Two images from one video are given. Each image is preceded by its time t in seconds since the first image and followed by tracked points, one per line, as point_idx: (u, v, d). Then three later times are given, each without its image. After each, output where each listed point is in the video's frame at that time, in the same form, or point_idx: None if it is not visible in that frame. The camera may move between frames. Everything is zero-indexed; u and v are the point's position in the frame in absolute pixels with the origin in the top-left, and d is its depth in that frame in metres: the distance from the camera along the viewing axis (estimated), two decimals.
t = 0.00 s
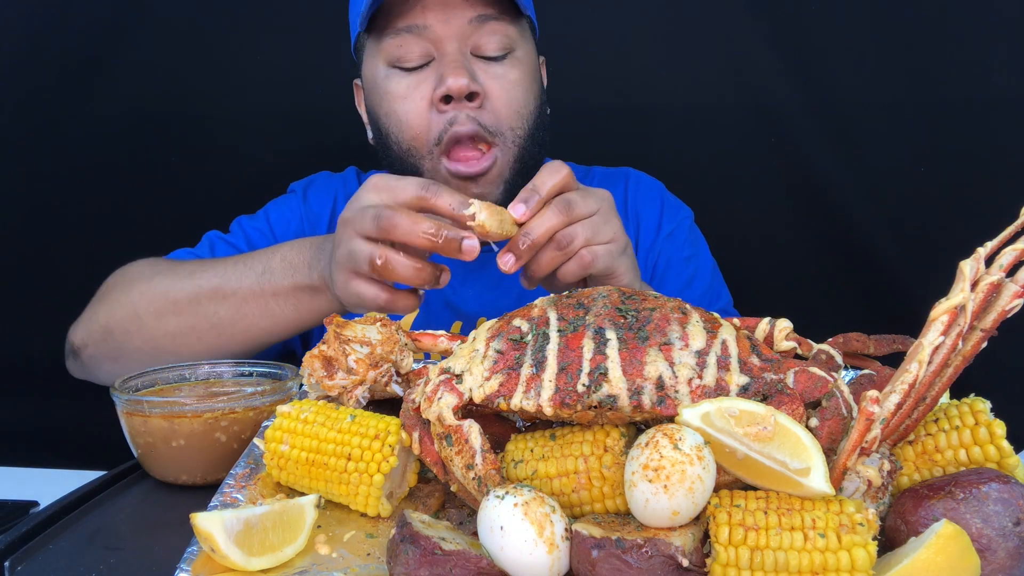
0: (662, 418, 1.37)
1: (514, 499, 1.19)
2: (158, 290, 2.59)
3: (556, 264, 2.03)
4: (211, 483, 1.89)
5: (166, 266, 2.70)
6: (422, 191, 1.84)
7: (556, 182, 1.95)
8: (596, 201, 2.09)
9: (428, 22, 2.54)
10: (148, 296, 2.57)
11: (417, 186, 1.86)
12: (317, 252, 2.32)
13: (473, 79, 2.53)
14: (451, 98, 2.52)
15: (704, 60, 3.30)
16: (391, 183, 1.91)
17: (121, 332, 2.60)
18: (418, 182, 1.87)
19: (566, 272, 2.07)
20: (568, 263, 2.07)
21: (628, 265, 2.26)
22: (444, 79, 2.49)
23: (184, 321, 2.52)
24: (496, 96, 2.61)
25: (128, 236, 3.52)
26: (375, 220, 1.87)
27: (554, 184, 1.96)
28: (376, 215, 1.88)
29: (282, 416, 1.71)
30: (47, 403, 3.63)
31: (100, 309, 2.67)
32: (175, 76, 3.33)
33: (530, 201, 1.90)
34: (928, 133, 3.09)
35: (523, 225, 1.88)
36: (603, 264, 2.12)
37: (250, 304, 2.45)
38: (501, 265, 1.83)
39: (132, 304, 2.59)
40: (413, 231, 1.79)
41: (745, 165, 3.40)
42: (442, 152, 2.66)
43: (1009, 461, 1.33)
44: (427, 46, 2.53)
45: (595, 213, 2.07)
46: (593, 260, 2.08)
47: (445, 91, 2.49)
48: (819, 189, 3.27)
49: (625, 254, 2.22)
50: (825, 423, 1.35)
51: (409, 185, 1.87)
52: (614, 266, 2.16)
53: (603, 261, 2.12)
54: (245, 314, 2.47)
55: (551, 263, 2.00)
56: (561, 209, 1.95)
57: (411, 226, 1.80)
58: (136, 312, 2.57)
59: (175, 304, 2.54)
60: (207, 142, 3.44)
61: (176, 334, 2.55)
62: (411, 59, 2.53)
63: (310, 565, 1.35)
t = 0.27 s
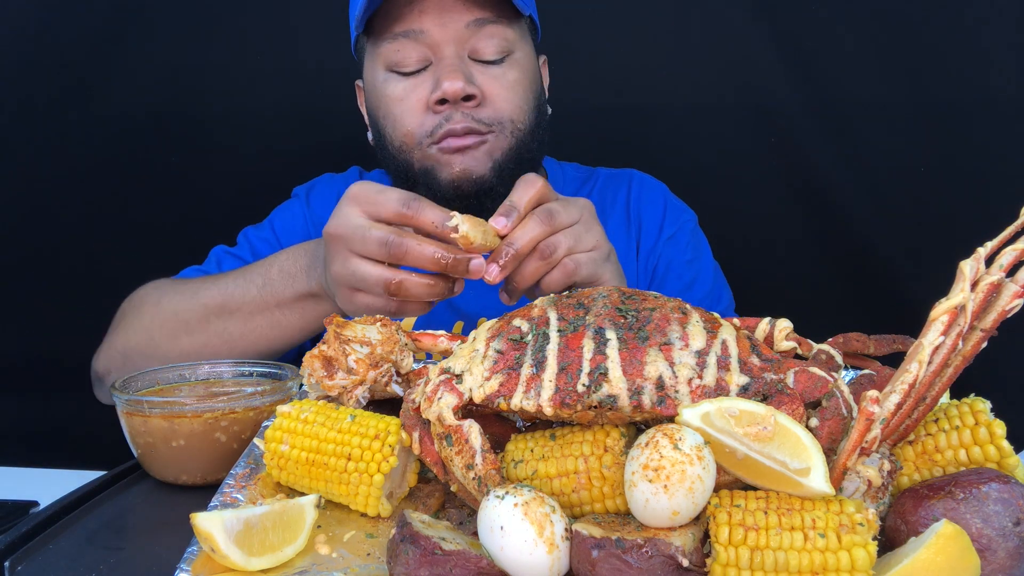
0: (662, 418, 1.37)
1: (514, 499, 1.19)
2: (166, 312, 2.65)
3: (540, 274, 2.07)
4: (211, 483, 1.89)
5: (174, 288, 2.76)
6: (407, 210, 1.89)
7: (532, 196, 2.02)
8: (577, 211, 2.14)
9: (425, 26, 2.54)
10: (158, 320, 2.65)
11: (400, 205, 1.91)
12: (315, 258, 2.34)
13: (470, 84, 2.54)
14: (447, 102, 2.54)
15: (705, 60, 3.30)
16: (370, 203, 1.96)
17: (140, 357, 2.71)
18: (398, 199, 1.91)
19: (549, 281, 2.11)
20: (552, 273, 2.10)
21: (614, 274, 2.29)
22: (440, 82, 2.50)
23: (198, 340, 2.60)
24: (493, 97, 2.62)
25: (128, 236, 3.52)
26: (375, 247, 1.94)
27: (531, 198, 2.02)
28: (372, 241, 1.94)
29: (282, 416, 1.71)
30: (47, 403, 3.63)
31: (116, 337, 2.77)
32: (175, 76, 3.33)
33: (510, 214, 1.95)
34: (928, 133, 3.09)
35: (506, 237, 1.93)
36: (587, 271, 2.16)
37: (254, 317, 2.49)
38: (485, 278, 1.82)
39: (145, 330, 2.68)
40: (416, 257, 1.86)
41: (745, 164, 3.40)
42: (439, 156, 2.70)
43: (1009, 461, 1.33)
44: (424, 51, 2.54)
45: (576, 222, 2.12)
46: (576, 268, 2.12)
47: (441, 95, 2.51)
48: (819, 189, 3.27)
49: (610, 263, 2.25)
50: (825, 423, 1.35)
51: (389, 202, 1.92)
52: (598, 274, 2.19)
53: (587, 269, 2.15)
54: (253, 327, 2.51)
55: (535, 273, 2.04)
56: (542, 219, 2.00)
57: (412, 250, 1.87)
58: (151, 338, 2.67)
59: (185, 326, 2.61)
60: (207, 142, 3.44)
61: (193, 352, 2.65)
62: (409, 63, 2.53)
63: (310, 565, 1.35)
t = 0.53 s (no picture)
0: (662, 418, 1.37)
1: (514, 499, 1.19)
2: (192, 347, 2.80)
3: (532, 271, 2.07)
4: (211, 483, 1.89)
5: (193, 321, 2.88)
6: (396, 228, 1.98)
7: (518, 197, 2.06)
8: (567, 208, 2.16)
9: (418, 28, 2.54)
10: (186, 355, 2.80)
11: (386, 226, 1.99)
12: (323, 273, 2.42)
13: (464, 85, 2.54)
14: (441, 104, 2.54)
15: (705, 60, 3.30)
16: (358, 232, 2.06)
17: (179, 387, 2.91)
18: (381, 220, 2.01)
19: (541, 277, 2.10)
20: (543, 269, 2.10)
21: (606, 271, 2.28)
22: (434, 85, 2.50)
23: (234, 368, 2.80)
24: (488, 99, 2.61)
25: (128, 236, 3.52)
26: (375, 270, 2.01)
27: (518, 198, 2.06)
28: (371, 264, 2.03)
29: (282, 416, 1.71)
30: (47, 403, 3.63)
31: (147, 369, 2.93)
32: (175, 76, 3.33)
33: (497, 213, 2.00)
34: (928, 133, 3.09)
35: (495, 235, 1.97)
36: (579, 267, 2.15)
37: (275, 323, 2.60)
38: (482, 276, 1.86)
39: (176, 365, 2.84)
40: (418, 269, 1.93)
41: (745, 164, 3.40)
42: (434, 157, 2.71)
43: (1009, 461, 1.33)
44: (418, 53, 2.54)
45: (566, 219, 2.13)
46: (567, 264, 2.12)
47: (435, 97, 2.51)
48: (819, 189, 3.27)
49: (602, 260, 2.25)
50: (825, 423, 1.35)
51: (374, 225, 2.02)
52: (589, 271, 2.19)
53: (578, 264, 2.15)
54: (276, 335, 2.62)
55: (527, 270, 2.04)
56: (532, 215, 2.02)
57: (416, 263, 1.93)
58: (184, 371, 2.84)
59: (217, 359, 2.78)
60: (206, 142, 3.44)
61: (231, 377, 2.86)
62: (403, 65, 2.54)
63: (310, 565, 1.35)
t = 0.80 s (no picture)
0: (662, 418, 1.37)
1: (514, 499, 1.19)
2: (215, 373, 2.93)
3: (528, 270, 2.05)
4: (211, 483, 1.89)
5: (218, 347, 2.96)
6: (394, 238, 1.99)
7: (512, 197, 2.08)
8: (560, 205, 2.15)
9: (417, 31, 2.54)
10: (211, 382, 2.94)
11: (386, 238, 2.00)
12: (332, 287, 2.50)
13: (462, 90, 2.54)
14: (439, 108, 2.55)
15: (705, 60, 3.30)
16: (357, 244, 2.08)
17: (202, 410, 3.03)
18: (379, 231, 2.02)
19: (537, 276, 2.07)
20: (539, 268, 2.08)
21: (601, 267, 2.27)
22: (433, 89, 2.51)
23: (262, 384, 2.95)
24: (486, 103, 2.61)
25: (128, 235, 3.52)
26: (377, 282, 2.03)
27: (513, 198, 2.09)
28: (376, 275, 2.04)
29: (282, 416, 1.71)
30: (47, 403, 3.63)
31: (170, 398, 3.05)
32: (175, 76, 3.33)
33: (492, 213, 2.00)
34: (928, 133, 3.09)
35: (488, 234, 1.96)
36: (574, 264, 2.14)
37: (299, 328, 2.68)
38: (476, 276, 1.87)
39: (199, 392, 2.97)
40: (418, 278, 1.94)
41: (745, 164, 3.40)
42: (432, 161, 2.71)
43: (1009, 461, 1.33)
44: (417, 56, 2.54)
45: (559, 216, 2.13)
46: (563, 261, 2.10)
47: (433, 101, 2.52)
48: (820, 189, 3.27)
49: (597, 257, 2.24)
50: (825, 423, 1.35)
51: (374, 238, 2.03)
52: (585, 267, 2.18)
53: (574, 261, 2.13)
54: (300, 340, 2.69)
55: (522, 270, 2.01)
56: (526, 214, 2.02)
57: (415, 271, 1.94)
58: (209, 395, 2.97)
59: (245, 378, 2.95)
60: (207, 142, 3.44)
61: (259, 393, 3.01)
62: (402, 68, 2.54)
63: (310, 565, 1.35)
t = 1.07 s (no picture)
0: (662, 418, 1.37)
1: (514, 499, 1.19)
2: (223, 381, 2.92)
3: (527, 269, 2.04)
4: (211, 483, 1.89)
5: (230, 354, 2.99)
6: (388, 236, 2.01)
7: (511, 196, 2.09)
8: (553, 204, 2.16)
9: (414, 32, 2.53)
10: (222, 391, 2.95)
11: (378, 236, 2.04)
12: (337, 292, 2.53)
13: (460, 91, 2.54)
14: (438, 109, 2.55)
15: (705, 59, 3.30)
16: (354, 243, 2.12)
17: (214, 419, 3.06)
18: (372, 229, 2.06)
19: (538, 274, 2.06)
20: (537, 266, 2.07)
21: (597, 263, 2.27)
22: (430, 90, 2.51)
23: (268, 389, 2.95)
24: (484, 103, 2.61)
25: (129, 235, 3.52)
26: (372, 280, 2.04)
27: (511, 198, 2.10)
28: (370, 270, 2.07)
29: (282, 416, 1.71)
30: (47, 402, 3.63)
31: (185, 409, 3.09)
32: (175, 76, 3.33)
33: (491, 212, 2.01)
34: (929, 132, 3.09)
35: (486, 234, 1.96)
36: (573, 260, 2.13)
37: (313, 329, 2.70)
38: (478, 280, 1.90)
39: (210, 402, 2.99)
40: (412, 275, 1.94)
41: (745, 164, 3.40)
42: (431, 161, 2.73)
43: (1009, 461, 1.33)
44: (414, 57, 2.53)
45: (554, 214, 2.14)
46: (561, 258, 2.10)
47: (431, 103, 2.52)
48: (819, 189, 3.27)
49: (593, 253, 2.25)
50: (825, 423, 1.35)
51: (367, 235, 2.07)
52: (583, 263, 2.18)
53: (571, 257, 2.13)
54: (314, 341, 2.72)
55: (522, 269, 2.00)
56: (521, 212, 2.02)
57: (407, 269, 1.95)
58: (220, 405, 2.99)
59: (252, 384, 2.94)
60: (207, 141, 3.44)
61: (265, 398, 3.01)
62: (399, 70, 2.53)
63: (310, 565, 1.35)
